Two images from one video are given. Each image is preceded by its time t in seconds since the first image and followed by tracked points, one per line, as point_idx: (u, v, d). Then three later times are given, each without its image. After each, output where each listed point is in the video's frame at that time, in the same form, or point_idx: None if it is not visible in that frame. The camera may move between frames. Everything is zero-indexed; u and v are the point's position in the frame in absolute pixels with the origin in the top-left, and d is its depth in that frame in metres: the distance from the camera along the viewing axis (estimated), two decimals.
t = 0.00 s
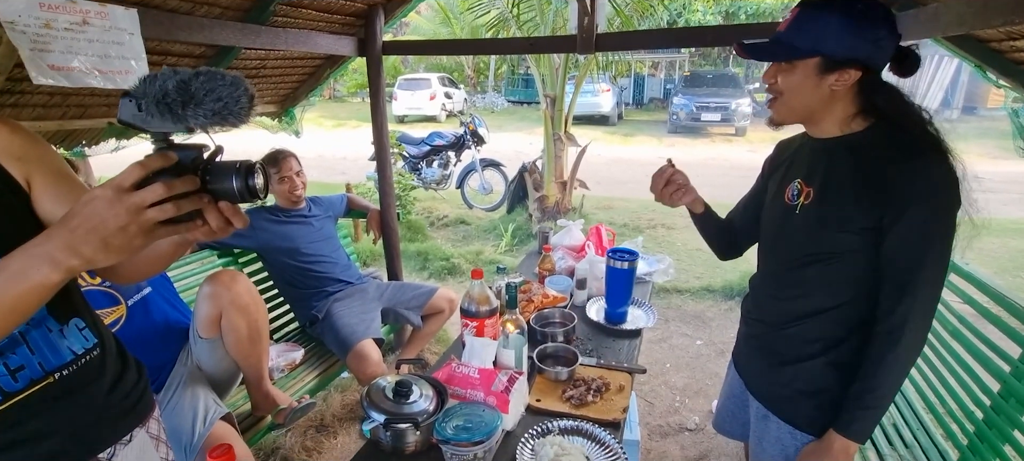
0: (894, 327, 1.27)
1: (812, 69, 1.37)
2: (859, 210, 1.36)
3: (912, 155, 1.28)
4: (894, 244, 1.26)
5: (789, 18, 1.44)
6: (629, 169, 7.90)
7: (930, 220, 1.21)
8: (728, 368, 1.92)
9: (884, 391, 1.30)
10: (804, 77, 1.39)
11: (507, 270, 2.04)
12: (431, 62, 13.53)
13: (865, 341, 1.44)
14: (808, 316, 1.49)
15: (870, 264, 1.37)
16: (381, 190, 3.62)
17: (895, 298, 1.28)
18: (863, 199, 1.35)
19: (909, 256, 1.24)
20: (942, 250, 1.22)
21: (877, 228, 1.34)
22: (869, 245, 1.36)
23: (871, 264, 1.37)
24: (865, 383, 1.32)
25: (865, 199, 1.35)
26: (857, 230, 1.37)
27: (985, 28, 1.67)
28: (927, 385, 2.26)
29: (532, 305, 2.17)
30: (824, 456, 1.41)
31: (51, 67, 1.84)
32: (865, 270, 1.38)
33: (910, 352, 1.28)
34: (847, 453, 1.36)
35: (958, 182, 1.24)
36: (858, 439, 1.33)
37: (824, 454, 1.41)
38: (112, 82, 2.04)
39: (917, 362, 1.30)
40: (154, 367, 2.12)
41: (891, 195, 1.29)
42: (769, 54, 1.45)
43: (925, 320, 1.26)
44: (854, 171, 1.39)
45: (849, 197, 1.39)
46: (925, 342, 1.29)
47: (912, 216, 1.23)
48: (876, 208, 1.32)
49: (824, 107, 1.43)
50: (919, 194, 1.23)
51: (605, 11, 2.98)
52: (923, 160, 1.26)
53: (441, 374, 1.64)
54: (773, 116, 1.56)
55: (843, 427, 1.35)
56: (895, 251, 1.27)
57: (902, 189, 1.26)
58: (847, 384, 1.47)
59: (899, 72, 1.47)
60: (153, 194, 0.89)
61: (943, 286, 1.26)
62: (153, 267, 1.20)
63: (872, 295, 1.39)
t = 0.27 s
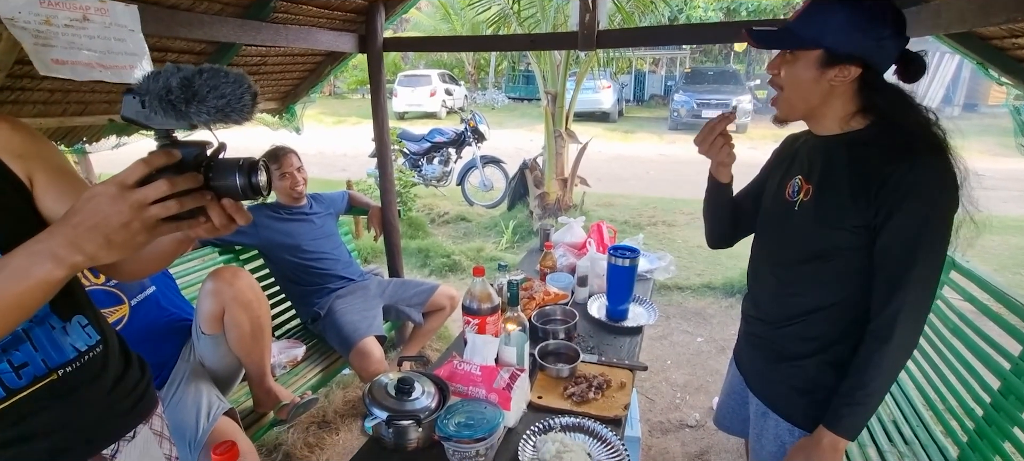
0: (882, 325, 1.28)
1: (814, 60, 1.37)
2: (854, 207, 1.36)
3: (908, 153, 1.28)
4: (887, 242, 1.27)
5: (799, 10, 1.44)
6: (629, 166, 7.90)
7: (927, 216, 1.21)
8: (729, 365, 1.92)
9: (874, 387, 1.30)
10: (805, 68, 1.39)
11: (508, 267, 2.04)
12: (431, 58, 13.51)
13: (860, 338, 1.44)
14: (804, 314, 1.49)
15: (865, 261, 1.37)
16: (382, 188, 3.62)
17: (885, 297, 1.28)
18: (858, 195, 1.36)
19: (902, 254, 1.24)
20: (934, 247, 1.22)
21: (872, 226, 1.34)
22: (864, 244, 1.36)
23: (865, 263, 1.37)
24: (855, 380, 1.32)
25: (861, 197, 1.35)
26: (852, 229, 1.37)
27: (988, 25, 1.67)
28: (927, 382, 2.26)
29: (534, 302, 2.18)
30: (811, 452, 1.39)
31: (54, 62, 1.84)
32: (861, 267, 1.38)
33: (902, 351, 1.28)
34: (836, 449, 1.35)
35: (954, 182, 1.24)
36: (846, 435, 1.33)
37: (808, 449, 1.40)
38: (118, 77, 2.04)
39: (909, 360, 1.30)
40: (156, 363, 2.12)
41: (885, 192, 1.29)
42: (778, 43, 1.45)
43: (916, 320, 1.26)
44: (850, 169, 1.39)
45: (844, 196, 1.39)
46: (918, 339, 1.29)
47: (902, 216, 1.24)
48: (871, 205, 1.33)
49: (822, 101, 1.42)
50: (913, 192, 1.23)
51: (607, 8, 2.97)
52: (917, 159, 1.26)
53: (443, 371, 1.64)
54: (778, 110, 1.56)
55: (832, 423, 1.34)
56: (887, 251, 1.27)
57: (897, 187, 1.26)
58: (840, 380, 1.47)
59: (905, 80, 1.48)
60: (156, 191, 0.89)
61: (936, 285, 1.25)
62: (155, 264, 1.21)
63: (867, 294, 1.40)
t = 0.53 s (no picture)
0: (884, 319, 1.29)
1: (823, 52, 1.38)
2: (858, 202, 1.37)
3: (912, 148, 1.28)
4: (890, 236, 1.27)
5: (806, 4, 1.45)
6: (631, 164, 7.90)
7: (930, 210, 1.21)
8: (731, 360, 1.93)
9: (875, 381, 1.30)
10: (812, 61, 1.39)
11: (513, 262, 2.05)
12: (432, 55, 13.49)
13: (863, 332, 1.45)
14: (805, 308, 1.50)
15: (869, 255, 1.38)
16: (384, 183, 3.62)
17: (887, 291, 1.29)
18: (862, 189, 1.36)
19: (904, 248, 1.25)
20: (937, 241, 1.22)
21: (875, 220, 1.34)
22: (867, 238, 1.37)
23: (868, 257, 1.38)
24: (855, 373, 1.33)
25: (865, 191, 1.35)
26: (855, 222, 1.38)
27: (994, 21, 1.68)
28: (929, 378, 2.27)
29: (537, 297, 2.18)
30: (811, 446, 1.39)
31: (57, 57, 1.85)
32: (865, 261, 1.39)
33: (902, 346, 1.29)
34: (838, 444, 1.35)
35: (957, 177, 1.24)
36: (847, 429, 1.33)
37: (809, 443, 1.40)
38: (118, 71, 2.05)
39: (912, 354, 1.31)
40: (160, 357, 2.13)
41: (889, 188, 1.29)
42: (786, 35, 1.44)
43: (917, 315, 1.27)
44: (854, 163, 1.39)
45: (847, 190, 1.40)
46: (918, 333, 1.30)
47: (906, 210, 1.24)
48: (875, 200, 1.33)
49: (830, 94, 1.42)
50: (917, 186, 1.24)
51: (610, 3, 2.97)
52: (921, 152, 1.26)
53: (447, 364, 1.65)
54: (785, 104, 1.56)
55: (834, 416, 1.35)
56: (889, 245, 1.28)
57: (900, 182, 1.27)
58: (841, 374, 1.48)
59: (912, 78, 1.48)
60: (166, 182, 0.89)
61: (938, 280, 1.26)
62: (162, 255, 1.21)
63: (869, 288, 1.41)
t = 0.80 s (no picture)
0: (878, 318, 1.29)
1: (820, 51, 1.38)
2: (854, 199, 1.37)
3: (908, 147, 1.29)
4: (886, 234, 1.28)
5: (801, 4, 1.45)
6: (629, 161, 7.90)
7: (925, 209, 1.22)
8: (726, 358, 1.93)
9: (868, 379, 1.31)
10: (811, 60, 1.40)
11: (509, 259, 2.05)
12: (431, 51, 13.47)
13: (857, 330, 1.46)
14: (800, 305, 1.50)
15: (864, 253, 1.39)
16: (382, 180, 3.62)
17: (883, 290, 1.29)
18: (858, 186, 1.37)
19: (899, 247, 1.26)
20: (933, 240, 1.23)
21: (871, 218, 1.35)
22: (863, 236, 1.38)
23: (864, 254, 1.39)
24: (849, 372, 1.33)
25: (862, 189, 1.36)
26: (851, 220, 1.38)
27: (990, 20, 1.68)
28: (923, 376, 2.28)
29: (534, 294, 2.19)
30: (804, 443, 1.40)
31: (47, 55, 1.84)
32: (861, 258, 1.39)
33: (894, 345, 1.30)
34: (831, 441, 1.36)
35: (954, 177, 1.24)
36: (841, 428, 1.34)
37: (804, 441, 1.40)
38: (104, 69, 2.03)
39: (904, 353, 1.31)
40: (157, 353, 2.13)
41: (885, 186, 1.30)
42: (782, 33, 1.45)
43: (913, 313, 1.28)
44: (850, 161, 1.40)
45: (844, 188, 1.40)
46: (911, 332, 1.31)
47: (903, 209, 1.24)
48: (871, 198, 1.34)
49: (829, 93, 1.42)
50: (912, 185, 1.24)
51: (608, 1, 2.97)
52: (917, 151, 1.26)
53: (443, 361, 1.66)
54: (782, 102, 1.56)
55: (827, 414, 1.36)
56: (885, 243, 1.28)
57: (896, 180, 1.27)
58: (836, 373, 1.49)
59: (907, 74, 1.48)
60: (160, 176, 0.90)
61: (933, 279, 1.26)
62: (158, 251, 1.22)
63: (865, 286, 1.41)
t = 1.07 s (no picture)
0: (882, 315, 1.29)
1: (826, 49, 1.38)
2: (859, 195, 1.37)
3: (913, 142, 1.29)
4: (889, 231, 1.28)
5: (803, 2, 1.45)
6: (630, 159, 7.90)
7: (929, 205, 1.22)
8: (728, 355, 1.94)
9: (871, 376, 1.31)
10: (816, 57, 1.40)
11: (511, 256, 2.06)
12: (432, 49, 13.46)
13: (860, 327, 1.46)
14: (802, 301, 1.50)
15: (867, 249, 1.39)
16: (383, 177, 3.62)
17: (887, 287, 1.29)
18: (862, 182, 1.37)
19: (903, 244, 1.26)
20: (938, 237, 1.23)
21: (875, 215, 1.35)
22: (866, 233, 1.38)
23: (868, 251, 1.39)
24: (853, 368, 1.34)
25: (866, 185, 1.36)
26: (854, 216, 1.39)
27: (993, 17, 1.68)
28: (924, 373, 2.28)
29: (535, 291, 2.19)
30: (807, 439, 1.41)
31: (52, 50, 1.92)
32: (864, 255, 1.39)
33: (896, 342, 1.30)
34: (834, 437, 1.37)
35: (959, 174, 1.24)
36: (844, 424, 1.35)
37: (808, 438, 1.41)
38: (111, 65, 2.09)
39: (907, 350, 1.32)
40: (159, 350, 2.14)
41: (888, 182, 1.30)
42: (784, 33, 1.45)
43: (916, 310, 1.28)
44: (854, 158, 1.40)
45: (847, 184, 1.40)
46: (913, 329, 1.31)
47: (907, 206, 1.24)
48: (875, 194, 1.34)
49: (834, 90, 1.42)
50: (915, 181, 1.24)
51: None
52: (921, 148, 1.26)
53: (445, 358, 1.66)
54: (785, 98, 1.56)
55: (830, 411, 1.36)
56: (889, 240, 1.28)
57: (900, 176, 1.27)
58: (838, 370, 1.49)
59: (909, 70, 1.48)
60: (167, 169, 0.90)
61: (937, 276, 1.26)
62: (163, 246, 1.22)
63: (869, 282, 1.41)
